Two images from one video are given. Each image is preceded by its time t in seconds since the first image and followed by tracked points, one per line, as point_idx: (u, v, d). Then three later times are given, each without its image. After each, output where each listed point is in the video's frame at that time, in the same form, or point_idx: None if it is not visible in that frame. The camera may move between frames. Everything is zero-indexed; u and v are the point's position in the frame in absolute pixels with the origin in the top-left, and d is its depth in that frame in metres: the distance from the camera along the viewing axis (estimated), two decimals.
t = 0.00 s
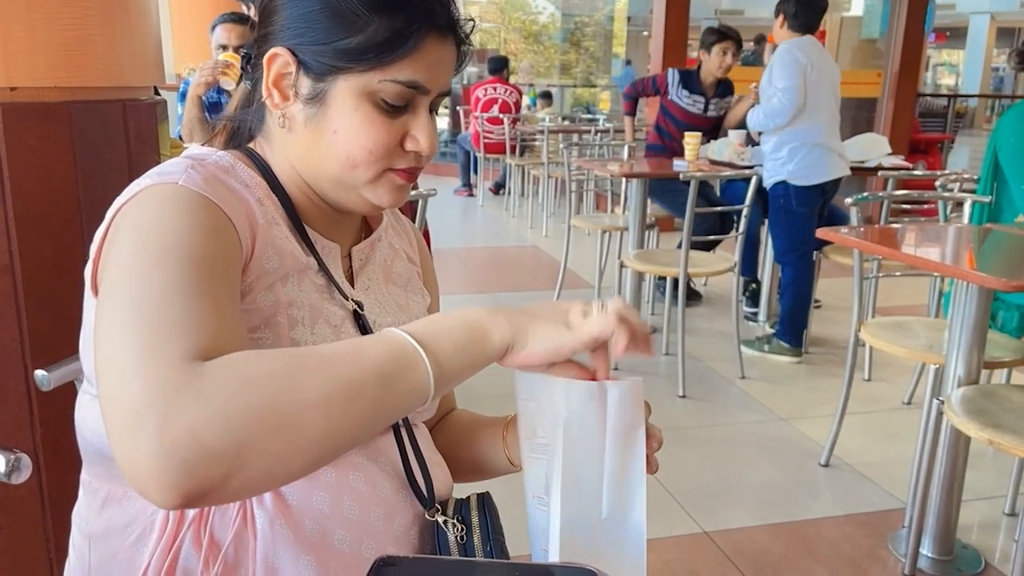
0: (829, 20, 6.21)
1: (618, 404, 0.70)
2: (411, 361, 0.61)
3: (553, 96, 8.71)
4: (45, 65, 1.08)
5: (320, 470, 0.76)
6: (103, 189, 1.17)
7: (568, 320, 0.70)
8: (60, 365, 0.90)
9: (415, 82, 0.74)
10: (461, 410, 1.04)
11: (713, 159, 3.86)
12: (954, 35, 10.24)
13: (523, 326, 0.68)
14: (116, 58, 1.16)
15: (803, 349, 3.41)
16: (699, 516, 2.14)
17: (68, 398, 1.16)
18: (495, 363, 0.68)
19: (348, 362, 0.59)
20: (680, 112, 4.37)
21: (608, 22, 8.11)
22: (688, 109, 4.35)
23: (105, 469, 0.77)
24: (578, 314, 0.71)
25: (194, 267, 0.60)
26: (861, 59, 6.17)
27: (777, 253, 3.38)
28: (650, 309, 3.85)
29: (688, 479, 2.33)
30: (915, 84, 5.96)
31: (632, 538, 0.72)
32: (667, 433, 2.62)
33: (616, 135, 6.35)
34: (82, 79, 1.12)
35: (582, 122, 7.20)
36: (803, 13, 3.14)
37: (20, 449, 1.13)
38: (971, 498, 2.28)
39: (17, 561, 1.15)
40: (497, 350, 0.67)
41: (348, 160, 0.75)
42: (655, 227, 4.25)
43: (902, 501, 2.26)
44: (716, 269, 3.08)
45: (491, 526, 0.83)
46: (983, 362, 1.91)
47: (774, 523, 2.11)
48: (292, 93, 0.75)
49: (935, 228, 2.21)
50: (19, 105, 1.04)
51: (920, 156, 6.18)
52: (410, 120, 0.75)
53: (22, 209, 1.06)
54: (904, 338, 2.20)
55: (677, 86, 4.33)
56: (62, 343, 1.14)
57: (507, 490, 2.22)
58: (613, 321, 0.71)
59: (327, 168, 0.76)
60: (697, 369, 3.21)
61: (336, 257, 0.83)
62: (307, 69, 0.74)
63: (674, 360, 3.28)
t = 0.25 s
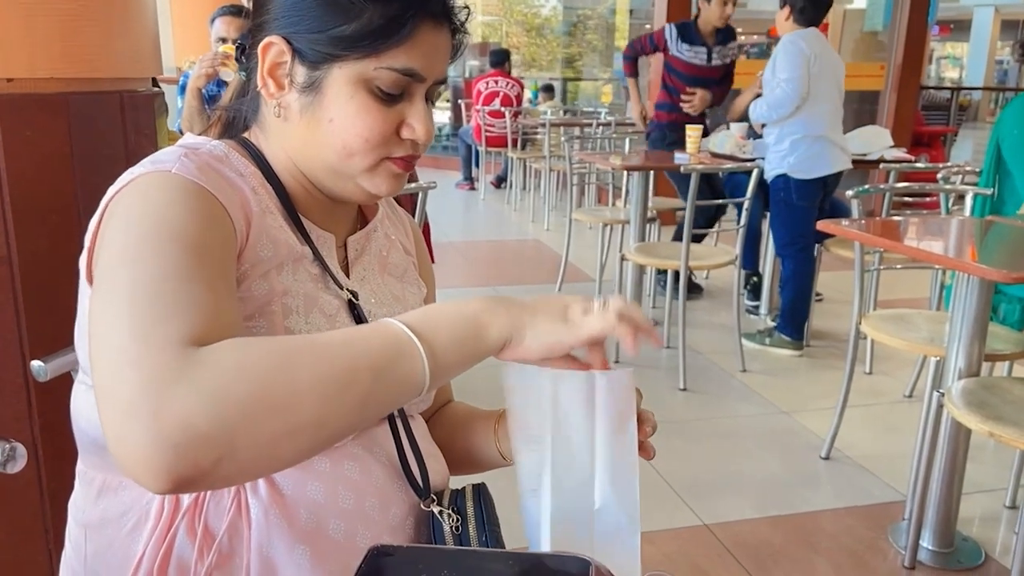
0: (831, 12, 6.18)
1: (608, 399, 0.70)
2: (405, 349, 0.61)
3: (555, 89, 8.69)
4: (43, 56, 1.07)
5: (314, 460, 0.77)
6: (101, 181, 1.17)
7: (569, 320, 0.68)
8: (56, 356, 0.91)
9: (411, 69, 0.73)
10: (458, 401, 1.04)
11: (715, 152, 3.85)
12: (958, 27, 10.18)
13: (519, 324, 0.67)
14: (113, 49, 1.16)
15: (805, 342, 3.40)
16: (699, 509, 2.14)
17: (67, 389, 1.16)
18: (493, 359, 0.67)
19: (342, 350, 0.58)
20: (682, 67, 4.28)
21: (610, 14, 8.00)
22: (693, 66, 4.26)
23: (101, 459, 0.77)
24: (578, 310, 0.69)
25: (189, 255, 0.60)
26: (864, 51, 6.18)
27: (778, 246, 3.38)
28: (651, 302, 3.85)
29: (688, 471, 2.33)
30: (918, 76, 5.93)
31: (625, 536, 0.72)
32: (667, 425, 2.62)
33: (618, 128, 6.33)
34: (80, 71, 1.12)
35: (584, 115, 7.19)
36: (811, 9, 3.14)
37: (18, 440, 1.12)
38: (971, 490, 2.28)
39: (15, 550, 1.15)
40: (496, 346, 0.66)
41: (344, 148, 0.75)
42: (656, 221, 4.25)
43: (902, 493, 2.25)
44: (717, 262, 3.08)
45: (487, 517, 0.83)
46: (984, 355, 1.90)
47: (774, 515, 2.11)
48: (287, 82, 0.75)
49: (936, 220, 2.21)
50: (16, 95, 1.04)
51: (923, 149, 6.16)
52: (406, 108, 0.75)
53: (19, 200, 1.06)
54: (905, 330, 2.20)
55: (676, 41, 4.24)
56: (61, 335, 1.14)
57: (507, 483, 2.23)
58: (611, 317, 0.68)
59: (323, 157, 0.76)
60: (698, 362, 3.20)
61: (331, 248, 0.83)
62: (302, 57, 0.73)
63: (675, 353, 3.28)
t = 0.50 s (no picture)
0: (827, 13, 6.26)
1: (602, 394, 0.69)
2: (402, 347, 0.61)
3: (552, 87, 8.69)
4: (37, 54, 1.07)
5: (312, 457, 0.77)
6: (95, 180, 1.17)
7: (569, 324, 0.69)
8: (52, 356, 0.91)
9: (403, 65, 0.73)
10: (454, 398, 1.04)
11: (711, 148, 3.85)
12: (952, 23, 10.19)
13: (519, 321, 0.67)
14: (108, 48, 1.16)
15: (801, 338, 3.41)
16: (697, 505, 2.14)
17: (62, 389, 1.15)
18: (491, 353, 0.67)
19: (338, 349, 0.58)
20: (673, 44, 4.31)
21: (606, 12, 8.30)
22: (685, 41, 4.28)
23: (98, 458, 0.77)
24: (577, 315, 0.70)
25: (184, 255, 0.60)
26: (861, 47, 6.21)
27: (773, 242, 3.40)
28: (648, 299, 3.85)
29: (686, 468, 2.33)
30: (913, 72, 5.94)
31: (621, 535, 0.72)
32: (664, 422, 2.62)
33: (614, 126, 6.33)
34: (74, 69, 1.11)
35: (580, 112, 7.19)
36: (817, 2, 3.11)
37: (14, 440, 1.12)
38: (968, 485, 2.28)
39: (13, 551, 1.15)
40: (493, 341, 0.66)
41: (338, 145, 0.75)
42: (652, 218, 4.25)
43: (899, 489, 2.26)
44: (714, 259, 3.08)
45: (483, 515, 0.83)
46: (980, 350, 1.91)
47: (772, 512, 2.11)
48: (279, 80, 0.75)
49: (932, 216, 2.21)
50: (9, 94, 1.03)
51: (918, 145, 6.17)
52: (399, 103, 0.75)
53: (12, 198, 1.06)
54: (901, 326, 2.20)
55: (665, 20, 4.27)
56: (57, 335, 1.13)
57: (506, 481, 2.23)
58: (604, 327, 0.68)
59: (317, 154, 0.76)
60: (695, 359, 3.21)
61: (327, 245, 0.83)
62: (293, 55, 0.74)
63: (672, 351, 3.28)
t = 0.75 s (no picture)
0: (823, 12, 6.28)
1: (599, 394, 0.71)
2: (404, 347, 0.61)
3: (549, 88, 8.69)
4: (35, 56, 1.07)
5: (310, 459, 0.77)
6: (93, 182, 1.16)
7: (571, 320, 0.68)
8: (50, 358, 0.90)
9: (395, 63, 0.73)
10: (452, 400, 1.04)
11: (708, 149, 3.85)
12: (947, 24, 10.21)
13: (522, 320, 0.68)
14: (105, 49, 1.16)
15: (799, 339, 3.41)
16: (695, 506, 2.14)
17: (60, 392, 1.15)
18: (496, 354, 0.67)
19: (341, 349, 0.58)
20: (669, 46, 4.30)
21: (603, 13, 8.23)
22: (683, 43, 4.28)
23: (96, 460, 0.77)
24: (581, 313, 0.69)
25: (184, 256, 0.60)
26: (858, 48, 6.21)
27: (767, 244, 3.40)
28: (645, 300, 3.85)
29: (685, 469, 2.33)
30: (910, 73, 5.95)
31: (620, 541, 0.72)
32: (662, 423, 2.62)
33: (611, 126, 6.33)
34: (72, 71, 1.11)
35: (577, 113, 7.19)
36: None
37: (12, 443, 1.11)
38: (965, 486, 2.28)
39: (10, 553, 1.15)
40: (497, 342, 0.66)
41: (333, 146, 0.75)
42: (650, 219, 4.25)
43: (896, 489, 2.26)
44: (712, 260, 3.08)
45: (482, 517, 0.83)
46: (977, 350, 1.91)
47: (770, 512, 2.12)
48: (273, 82, 0.75)
49: (929, 217, 2.21)
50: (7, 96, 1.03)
51: (914, 146, 6.18)
52: (393, 103, 0.75)
53: (9, 200, 1.05)
54: (898, 327, 2.21)
55: (661, 23, 4.25)
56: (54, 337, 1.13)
57: (504, 481, 2.23)
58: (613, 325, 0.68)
59: (312, 155, 0.76)
60: (692, 360, 3.21)
61: (324, 246, 0.83)
62: (286, 56, 0.73)
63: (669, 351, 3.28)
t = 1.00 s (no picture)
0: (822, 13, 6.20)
1: (595, 395, 0.70)
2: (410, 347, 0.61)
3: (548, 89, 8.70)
4: (34, 57, 1.07)
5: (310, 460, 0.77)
6: (92, 184, 1.16)
7: (579, 332, 0.69)
8: (50, 360, 0.90)
9: (383, 62, 0.73)
10: (451, 401, 1.04)
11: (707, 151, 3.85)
12: (945, 26, 10.23)
13: (529, 325, 0.67)
14: (105, 51, 1.15)
15: (797, 341, 3.42)
16: (694, 508, 2.14)
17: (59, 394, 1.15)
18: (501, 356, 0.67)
19: (348, 349, 0.58)
20: (674, 49, 4.30)
21: (602, 15, 8.14)
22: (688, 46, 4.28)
23: (95, 462, 0.77)
24: (587, 325, 0.69)
25: (188, 259, 0.60)
26: (856, 50, 6.22)
27: (765, 245, 3.40)
28: (644, 302, 3.86)
29: (684, 471, 2.33)
30: (908, 74, 5.96)
31: (619, 543, 0.72)
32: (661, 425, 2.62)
33: (609, 128, 6.34)
34: (71, 73, 1.11)
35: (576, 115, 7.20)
36: None
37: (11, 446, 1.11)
38: (964, 487, 2.29)
39: (10, 555, 1.15)
40: (503, 344, 0.66)
41: (324, 147, 0.75)
42: (648, 220, 4.26)
43: (895, 491, 2.26)
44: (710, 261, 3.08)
45: (482, 519, 0.83)
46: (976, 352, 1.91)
47: (769, 514, 2.12)
48: (263, 86, 0.76)
49: (928, 219, 2.21)
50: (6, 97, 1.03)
51: (913, 148, 6.19)
52: (383, 101, 0.75)
53: (9, 201, 1.05)
54: (897, 329, 2.21)
55: (670, 26, 4.23)
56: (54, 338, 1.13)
57: (503, 483, 2.23)
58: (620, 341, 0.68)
59: (306, 157, 0.76)
60: (691, 361, 3.21)
61: (322, 247, 0.83)
62: (274, 60, 0.74)
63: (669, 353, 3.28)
